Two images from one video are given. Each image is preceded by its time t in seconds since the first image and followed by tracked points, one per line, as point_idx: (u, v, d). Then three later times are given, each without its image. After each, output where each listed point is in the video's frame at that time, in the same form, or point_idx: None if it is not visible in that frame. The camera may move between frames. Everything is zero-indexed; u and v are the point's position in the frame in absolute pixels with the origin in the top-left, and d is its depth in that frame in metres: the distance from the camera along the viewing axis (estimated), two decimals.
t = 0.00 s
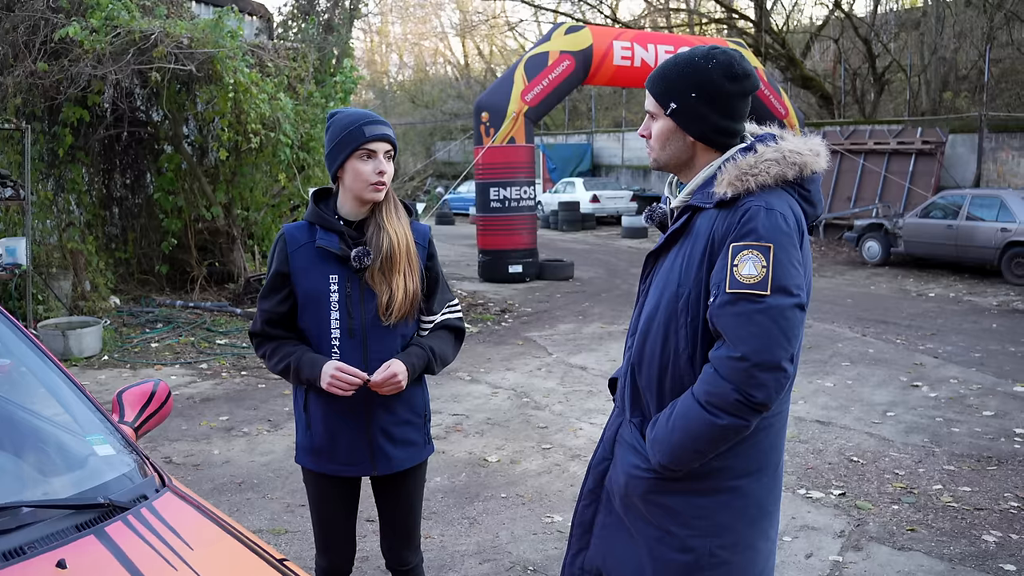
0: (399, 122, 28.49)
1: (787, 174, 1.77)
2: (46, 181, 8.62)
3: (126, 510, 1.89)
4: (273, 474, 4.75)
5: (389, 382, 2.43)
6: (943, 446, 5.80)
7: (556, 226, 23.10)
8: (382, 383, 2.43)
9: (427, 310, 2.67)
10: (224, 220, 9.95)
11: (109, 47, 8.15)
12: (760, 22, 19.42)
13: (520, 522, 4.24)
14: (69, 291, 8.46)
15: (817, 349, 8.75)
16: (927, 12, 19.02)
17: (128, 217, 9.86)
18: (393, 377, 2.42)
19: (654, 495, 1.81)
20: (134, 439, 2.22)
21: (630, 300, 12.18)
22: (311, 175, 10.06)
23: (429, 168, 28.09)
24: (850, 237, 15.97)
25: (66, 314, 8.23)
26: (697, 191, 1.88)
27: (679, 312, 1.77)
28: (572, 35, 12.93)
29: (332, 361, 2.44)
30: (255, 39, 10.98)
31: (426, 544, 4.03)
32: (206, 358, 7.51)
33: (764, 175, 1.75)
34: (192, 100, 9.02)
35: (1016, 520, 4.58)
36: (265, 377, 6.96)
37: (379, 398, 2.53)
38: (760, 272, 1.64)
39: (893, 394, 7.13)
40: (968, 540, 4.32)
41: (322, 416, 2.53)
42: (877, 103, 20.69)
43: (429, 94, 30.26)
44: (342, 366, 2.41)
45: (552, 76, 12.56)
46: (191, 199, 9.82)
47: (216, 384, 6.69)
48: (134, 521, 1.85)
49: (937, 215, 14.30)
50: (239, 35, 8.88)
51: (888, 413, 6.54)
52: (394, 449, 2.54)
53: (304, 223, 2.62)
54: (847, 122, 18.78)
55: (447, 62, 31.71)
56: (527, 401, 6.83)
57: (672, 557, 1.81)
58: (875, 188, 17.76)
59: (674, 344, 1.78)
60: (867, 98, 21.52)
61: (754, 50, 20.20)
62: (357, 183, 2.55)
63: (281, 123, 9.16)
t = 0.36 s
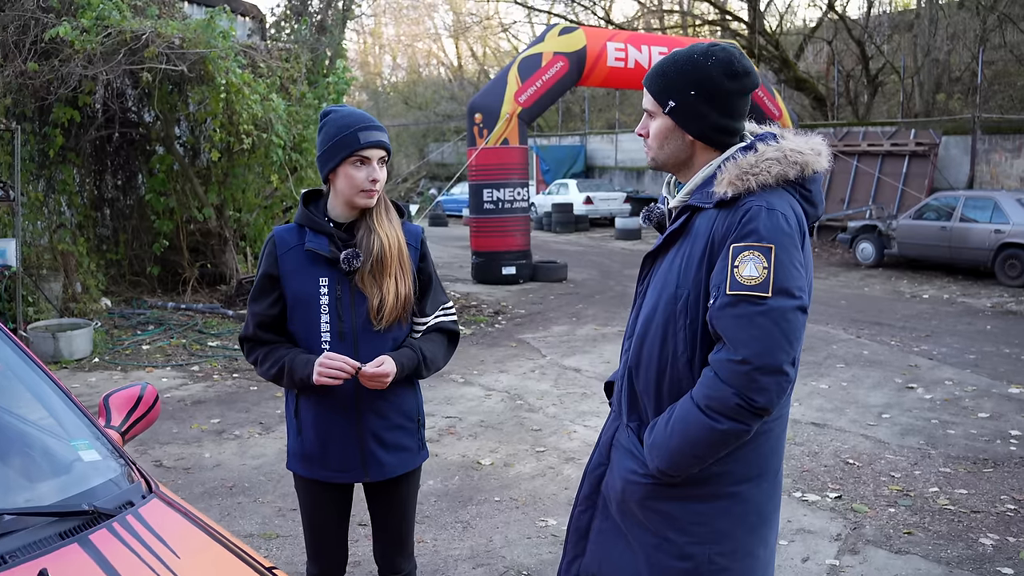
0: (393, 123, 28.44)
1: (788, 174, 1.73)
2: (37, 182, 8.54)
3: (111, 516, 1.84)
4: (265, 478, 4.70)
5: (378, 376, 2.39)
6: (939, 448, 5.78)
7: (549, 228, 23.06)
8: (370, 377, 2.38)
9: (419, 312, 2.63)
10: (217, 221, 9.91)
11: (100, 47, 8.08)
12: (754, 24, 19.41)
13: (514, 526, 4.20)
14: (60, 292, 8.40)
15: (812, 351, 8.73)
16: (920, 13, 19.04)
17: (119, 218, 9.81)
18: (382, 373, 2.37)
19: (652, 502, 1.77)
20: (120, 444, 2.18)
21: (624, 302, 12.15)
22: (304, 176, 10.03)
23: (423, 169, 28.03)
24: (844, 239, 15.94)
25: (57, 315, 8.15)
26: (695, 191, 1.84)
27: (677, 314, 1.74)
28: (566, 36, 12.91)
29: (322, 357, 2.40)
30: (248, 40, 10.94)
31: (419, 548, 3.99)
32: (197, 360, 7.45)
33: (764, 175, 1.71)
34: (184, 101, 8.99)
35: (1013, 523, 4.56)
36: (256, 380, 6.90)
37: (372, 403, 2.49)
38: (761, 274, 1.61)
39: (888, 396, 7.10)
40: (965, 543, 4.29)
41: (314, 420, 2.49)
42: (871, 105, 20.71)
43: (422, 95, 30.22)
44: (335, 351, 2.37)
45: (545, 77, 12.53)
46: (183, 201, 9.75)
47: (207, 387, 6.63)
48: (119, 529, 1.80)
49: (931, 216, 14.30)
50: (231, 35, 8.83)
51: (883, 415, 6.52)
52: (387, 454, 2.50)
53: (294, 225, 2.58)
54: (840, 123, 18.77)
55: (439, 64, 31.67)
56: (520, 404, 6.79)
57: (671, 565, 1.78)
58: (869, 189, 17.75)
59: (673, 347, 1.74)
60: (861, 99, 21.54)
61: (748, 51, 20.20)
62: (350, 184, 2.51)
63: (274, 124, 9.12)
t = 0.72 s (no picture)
0: (383, 124, 28.38)
1: (790, 176, 1.70)
2: (25, 182, 8.45)
3: (98, 526, 1.80)
4: (255, 482, 4.65)
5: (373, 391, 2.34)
6: (933, 450, 5.76)
7: (540, 228, 23.04)
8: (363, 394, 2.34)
9: (414, 315, 2.58)
10: (206, 223, 9.82)
11: (88, 47, 7.99)
12: (745, 25, 19.42)
13: (507, 531, 4.17)
14: (48, 294, 8.32)
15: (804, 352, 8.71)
16: (910, 15, 19.08)
17: (107, 219, 9.70)
18: (376, 384, 2.33)
19: (652, 511, 1.74)
20: (106, 451, 2.13)
21: (616, 302, 12.13)
22: (293, 177, 10.00)
23: (413, 170, 27.97)
24: (834, 240, 15.94)
25: (44, 318, 8.09)
26: (694, 193, 1.81)
27: (676, 320, 1.70)
28: (557, 37, 12.88)
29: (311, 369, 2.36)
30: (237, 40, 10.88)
31: (411, 554, 3.95)
32: (187, 363, 7.39)
33: (766, 177, 1.68)
34: (174, 101, 8.93)
35: (1008, 526, 4.54)
36: (246, 383, 6.84)
37: (365, 410, 2.45)
38: (764, 278, 1.57)
39: (881, 397, 7.08)
40: (961, 546, 4.26)
41: (305, 428, 2.45)
42: (861, 106, 20.76)
43: (412, 96, 30.17)
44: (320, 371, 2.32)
45: (536, 78, 12.51)
46: (172, 202, 9.68)
47: (197, 390, 6.58)
48: (106, 540, 1.75)
49: (921, 217, 14.31)
50: (220, 36, 8.77)
51: (877, 417, 6.50)
52: (381, 462, 2.46)
53: (285, 228, 2.53)
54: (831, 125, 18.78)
55: (430, 64, 31.65)
56: (512, 406, 6.75)
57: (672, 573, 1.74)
58: (859, 190, 17.76)
59: (673, 353, 1.71)
60: (851, 100, 21.57)
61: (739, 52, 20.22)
62: (340, 187, 2.47)
63: (264, 124, 9.09)
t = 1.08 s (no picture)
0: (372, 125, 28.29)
1: (797, 178, 1.68)
2: (10, 184, 8.36)
3: (85, 538, 1.75)
4: (244, 488, 4.60)
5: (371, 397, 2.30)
6: (926, 453, 5.74)
7: (529, 230, 23.01)
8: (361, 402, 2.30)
9: (411, 320, 2.54)
10: (194, 224, 9.74)
11: (74, 47, 7.91)
12: (734, 26, 19.45)
13: (500, 536, 4.13)
14: (34, 296, 8.26)
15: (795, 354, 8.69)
16: (899, 16, 19.13)
17: (94, 221, 9.60)
18: (374, 391, 2.29)
19: (656, 519, 1.72)
20: (93, 460, 2.08)
21: (605, 304, 12.10)
22: (282, 179, 9.98)
23: (402, 172, 27.91)
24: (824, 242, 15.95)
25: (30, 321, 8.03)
26: (699, 197, 1.78)
27: (682, 326, 1.68)
28: (546, 38, 12.85)
29: (306, 378, 2.31)
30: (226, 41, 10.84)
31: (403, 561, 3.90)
32: (175, 366, 7.32)
33: (773, 180, 1.65)
34: (161, 103, 8.86)
35: (1004, 529, 4.53)
36: (235, 387, 6.78)
37: (362, 416, 2.41)
38: (772, 282, 1.56)
39: (873, 399, 7.07)
40: (956, 549, 4.24)
41: (300, 435, 2.40)
42: (850, 108, 20.80)
43: (401, 97, 30.13)
44: (317, 383, 2.28)
45: (525, 79, 12.48)
46: (160, 204, 9.59)
47: (185, 394, 6.51)
48: (93, 552, 1.71)
49: (910, 219, 14.33)
50: (209, 36, 8.71)
51: (869, 419, 6.48)
52: (377, 469, 2.41)
53: (280, 230, 2.48)
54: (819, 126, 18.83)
55: (418, 66, 31.64)
56: (503, 410, 6.71)
57: None
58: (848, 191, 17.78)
59: (678, 359, 1.69)
60: (840, 102, 21.62)
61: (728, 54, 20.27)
62: (335, 190, 2.43)
63: (252, 126, 9.04)
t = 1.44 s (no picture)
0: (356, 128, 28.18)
1: (802, 183, 1.68)
2: None
3: (71, 551, 1.70)
4: (231, 495, 4.54)
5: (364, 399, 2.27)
6: (915, 455, 5.73)
7: (514, 232, 22.99)
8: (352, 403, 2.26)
9: (404, 326, 2.50)
10: (178, 228, 9.65)
11: (57, 48, 7.81)
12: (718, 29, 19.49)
13: (490, 543, 4.10)
14: (15, 300, 8.15)
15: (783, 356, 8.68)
16: (883, 20, 19.22)
17: (77, 224, 9.49)
18: (365, 393, 2.25)
19: (658, 529, 1.71)
20: (78, 469, 2.04)
21: (591, 307, 12.08)
22: (267, 181, 9.97)
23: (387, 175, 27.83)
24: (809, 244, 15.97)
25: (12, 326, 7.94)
26: (703, 199, 1.78)
27: (684, 332, 1.68)
28: (533, 40, 12.79)
29: (299, 379, 2.27)
30: (210, 43, 10.77)
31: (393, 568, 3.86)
32: (159, 371, 7.24)
33: (777, 183, 1.66)
34: (145, 105, 8.78)
35: (994, 531, 4.52)
36: (220, 391, 6.70)
37: (356, 423, 2.37)
38: (778, 287, 1.55)
39: (861, 402, 7.07)
40: (948, 553, 4.23)
41: (292, 442, 2.36)
42: (835, 111, 20.86)
43: (386, 100, 30.05)
44: (309, 379, 2.24)
45: (511, 82, 12.46)
46: (144, 207, 9.48)
47: (170, 399, 6.44)
48: (80, 566, 1.66)
49: (895, 221, 14.38)
50: (193, 37, 8.65)
51: (858, 422, 6.47)
52: (370, 477, 2.37)
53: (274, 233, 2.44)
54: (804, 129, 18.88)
55: (403, 68, 31.61)
56: (491, 414, 6.66)
57: None
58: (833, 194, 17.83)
59: (680, 365, 1.69)
60: (824, 104, 21.68)
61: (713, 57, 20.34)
62: (323, 199, 2.40)
63: (237, 128, 8.98)
